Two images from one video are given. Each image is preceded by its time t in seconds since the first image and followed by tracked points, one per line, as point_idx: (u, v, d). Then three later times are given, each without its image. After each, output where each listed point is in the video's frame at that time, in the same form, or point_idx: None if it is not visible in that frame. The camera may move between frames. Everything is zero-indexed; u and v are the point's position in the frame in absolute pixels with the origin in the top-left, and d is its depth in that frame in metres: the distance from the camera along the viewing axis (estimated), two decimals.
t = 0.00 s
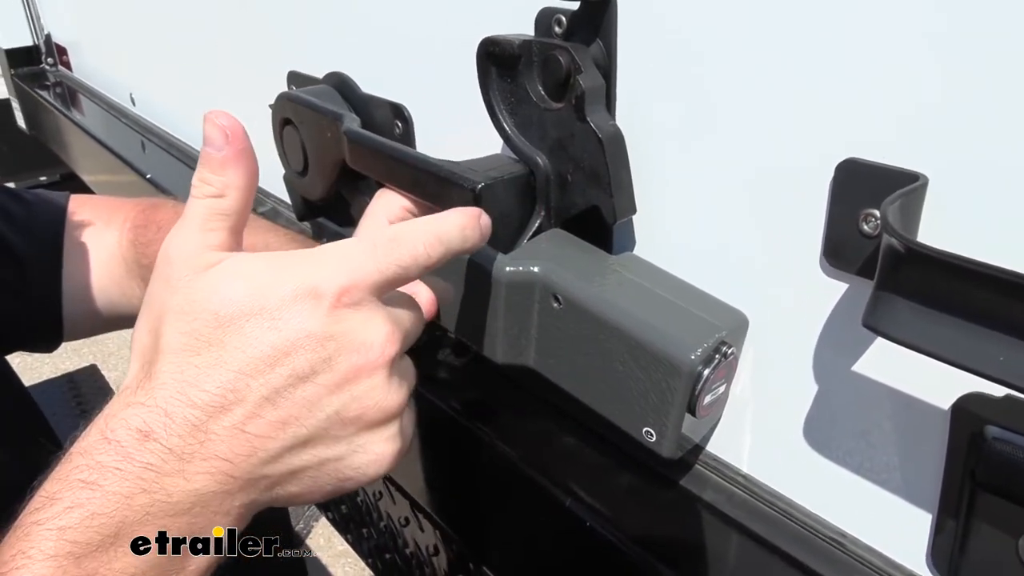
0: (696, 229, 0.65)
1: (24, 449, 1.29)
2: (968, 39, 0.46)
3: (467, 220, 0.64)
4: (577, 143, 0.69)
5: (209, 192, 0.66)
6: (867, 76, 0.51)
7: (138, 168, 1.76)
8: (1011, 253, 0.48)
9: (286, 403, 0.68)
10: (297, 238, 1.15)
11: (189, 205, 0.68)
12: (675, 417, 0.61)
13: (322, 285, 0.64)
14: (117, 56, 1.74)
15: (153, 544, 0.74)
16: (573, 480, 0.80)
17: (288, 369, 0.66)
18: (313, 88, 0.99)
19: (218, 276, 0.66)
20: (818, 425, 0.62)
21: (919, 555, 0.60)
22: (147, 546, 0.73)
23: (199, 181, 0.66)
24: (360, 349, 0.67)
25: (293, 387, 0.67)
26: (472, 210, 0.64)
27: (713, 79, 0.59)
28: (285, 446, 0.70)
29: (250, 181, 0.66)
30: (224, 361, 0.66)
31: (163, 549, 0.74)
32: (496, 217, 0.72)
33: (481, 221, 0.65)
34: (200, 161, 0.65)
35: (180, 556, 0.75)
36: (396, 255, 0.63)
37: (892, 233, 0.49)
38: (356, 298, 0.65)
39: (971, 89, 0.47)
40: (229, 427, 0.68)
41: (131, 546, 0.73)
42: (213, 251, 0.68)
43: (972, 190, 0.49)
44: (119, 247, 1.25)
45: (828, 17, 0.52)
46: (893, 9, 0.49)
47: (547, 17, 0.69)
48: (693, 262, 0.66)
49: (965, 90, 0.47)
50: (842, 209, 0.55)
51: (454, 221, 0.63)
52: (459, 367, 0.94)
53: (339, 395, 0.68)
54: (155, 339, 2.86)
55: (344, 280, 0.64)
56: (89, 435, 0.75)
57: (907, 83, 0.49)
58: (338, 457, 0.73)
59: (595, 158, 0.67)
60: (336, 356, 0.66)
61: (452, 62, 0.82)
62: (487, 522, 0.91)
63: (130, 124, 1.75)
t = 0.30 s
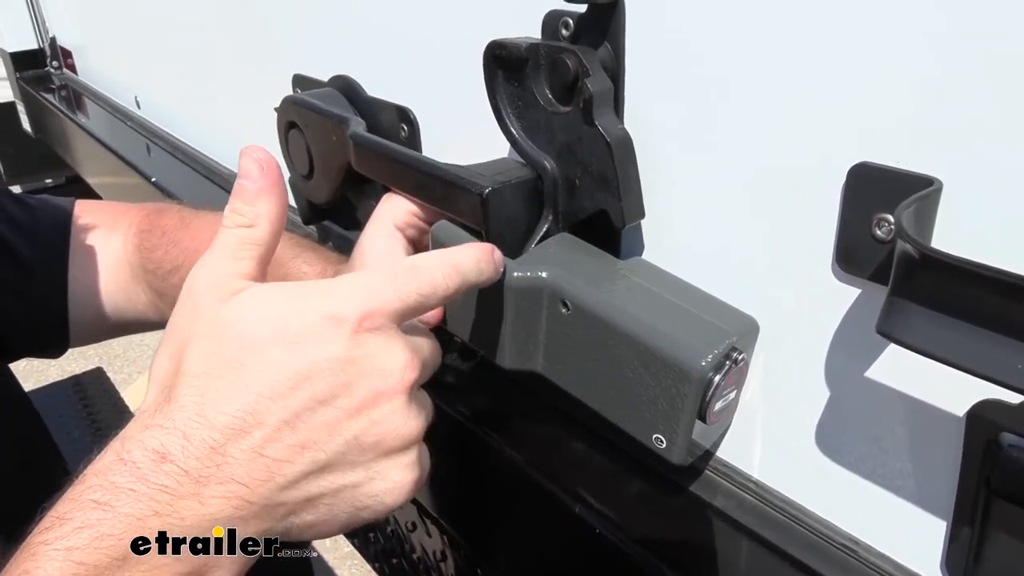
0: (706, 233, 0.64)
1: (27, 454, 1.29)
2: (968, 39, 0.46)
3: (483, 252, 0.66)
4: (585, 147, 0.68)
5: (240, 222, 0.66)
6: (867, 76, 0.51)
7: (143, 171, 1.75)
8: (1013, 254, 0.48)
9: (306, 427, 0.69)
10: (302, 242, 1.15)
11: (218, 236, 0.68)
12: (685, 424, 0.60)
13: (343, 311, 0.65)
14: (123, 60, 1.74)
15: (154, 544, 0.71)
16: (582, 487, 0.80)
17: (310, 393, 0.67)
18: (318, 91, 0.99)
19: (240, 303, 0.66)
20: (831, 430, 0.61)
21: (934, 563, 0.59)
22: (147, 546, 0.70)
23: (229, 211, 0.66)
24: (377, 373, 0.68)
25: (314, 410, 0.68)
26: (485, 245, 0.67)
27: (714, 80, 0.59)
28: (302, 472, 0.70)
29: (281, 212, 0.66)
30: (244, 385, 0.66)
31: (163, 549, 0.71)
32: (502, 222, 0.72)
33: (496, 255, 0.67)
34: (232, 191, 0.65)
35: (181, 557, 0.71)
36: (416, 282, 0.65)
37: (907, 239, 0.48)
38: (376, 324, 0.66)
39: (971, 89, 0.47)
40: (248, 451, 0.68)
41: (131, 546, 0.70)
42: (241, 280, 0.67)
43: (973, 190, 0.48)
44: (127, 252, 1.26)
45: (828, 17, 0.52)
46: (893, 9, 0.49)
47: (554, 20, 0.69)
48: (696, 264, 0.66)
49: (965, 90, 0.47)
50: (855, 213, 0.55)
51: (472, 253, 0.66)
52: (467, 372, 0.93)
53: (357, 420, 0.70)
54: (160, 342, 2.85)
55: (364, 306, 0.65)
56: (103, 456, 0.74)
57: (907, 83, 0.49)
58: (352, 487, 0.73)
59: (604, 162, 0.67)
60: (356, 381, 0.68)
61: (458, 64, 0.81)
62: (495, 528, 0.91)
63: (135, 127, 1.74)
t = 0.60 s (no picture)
0: (720, 240, 0.64)
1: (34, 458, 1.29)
2: (968, 40, 0.47)
3: (380, 68, 0.60)
4: (599, 154, 0.68)
5: (41, 73, 0.58)
6: (868, 77, 0.51)
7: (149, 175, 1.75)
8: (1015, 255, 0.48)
9: (164, 310, 0.64)
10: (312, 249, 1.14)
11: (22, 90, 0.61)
12: (699, 433, 0.60)
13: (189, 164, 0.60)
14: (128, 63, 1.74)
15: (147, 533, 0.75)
16: (588, 490, 0.80)
17: (162, 274, 0.62)
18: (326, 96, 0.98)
19: (67, 164, 0.60)
20: (847, 440, 0.60)
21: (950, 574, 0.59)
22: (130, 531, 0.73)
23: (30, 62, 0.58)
24: (243, 237, 0.63)
25: (173, 289, 0.63)
26: (394, 52, 0.62)
27: (714, 79, 0.60)
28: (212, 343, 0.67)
29: (91, 57, 0.59)
30: (84, 270, 0.62)
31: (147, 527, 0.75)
32: (515, 228, 0.72)
33: (405, 64, 0.62)
34: (28, 37, 0.58)
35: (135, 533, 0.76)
36: (279, 116, 0.60)
37: (927, 249, 0.48)
38: (225, 181, 0.61)
39: (971, 89, 0.47)
40: (104, 351, 0.65)
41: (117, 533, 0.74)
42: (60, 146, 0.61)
43: (975, 190, 0.49)
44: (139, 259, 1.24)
45: (828, 18, 0.52)
46: (893, 9, 0.49)
47: (567, 27, 0.69)
48: (710, 271, 0.65)
49: (966, 91, 0.47)
50: (872, 222, 0.54)
51: (365, 73, 0.60)
52: (474, 377, 0.92)
53: (233, 294, 0.65)
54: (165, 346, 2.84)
55: (211, 160, 0.60)
56: None
57: (907, 82, 0.49)
58: (261, 363, 0.70)
59: (617, 169, 0.66)
60: (218, 248, 0.63)
61: (467, 70, 0.81)
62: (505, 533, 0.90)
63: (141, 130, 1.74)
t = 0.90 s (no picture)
0: (724, 244, 0.64)
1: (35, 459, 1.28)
2: (968, 39, 0.47)
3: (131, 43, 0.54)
4: (604, 158, 0.68)
5: None
6: (876, 83, 0.51)
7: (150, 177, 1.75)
8: (1015, 254, 0.48)
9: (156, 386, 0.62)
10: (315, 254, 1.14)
11: None
12: (704, 438, 0.60)
13: (42, 250, 0.56)
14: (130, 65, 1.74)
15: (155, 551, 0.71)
16: (594, 495, 0.80)
17: (154, 360, 0.61)
18: (329, 99, 0.98)
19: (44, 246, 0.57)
20: (852, 444, 0.61)
21: None
22: (147, 546, 0.69)
23: None
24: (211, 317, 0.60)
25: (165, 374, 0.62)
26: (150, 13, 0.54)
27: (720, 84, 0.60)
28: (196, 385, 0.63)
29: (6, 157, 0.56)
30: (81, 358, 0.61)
31: (164, 550, 0.69)
32: (518, 232, 0.72)
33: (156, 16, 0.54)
34: None
35: (180, 557, 0.69)
36: (108, 151, 0.54)
37: (933, 254, 0.48)
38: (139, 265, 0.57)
39: (970, 90, 0.47)
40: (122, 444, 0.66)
41: (131, 546, 0.68)
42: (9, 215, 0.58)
43: (973, 190, 0.49)
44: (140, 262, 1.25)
45: (829, 18, 0.53)
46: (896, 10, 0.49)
47: (572, 30, 0.69)
48: (713, 275, 0.65)
49: (964, 91, 0.48)
50: (877, 227, 0.54)
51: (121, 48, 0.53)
52: (478, 382, 0.93)
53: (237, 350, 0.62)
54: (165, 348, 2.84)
55: (152, 256, 0.57)
56: None
57: (908, 83, 0.50)
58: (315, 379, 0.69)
59: (622, 173, 0.67)
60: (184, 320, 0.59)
61: (470, 73, 0.81)
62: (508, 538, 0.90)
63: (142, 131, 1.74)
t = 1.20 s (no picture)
0: (722, 249, 0.65)
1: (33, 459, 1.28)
2: (964, 47, 0.48)
3: (506, 245, 0.64)
4: (604, 164, 0.69)
5: (265, 249, 0.63)
6: (875, 92, 0.52)
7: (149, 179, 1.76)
8: (1011, 257, 0.49)
9: (345, 433, 0.70)
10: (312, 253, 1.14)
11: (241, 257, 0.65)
12: (701, 440, 0.61)
13: (278, 339, 0.65)
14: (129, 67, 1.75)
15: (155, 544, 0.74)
16: (594, 498, 0.80)
17: (346, 405, 0.68)
18: (330, 103, 0.99)
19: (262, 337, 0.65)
20: (848, 446, 0.61)
21: None
22: (149, 546, 0.73)
23: (254, 239, 0.62)
24: (410, 377, 0.69)
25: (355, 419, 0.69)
26: (509, 231, 0.64)
27: (722, 92, 0.60)
28: (270, 425, 0.68)
29: (306, 237, 0.63)
30: (291, 403, 0.68)
31: (163, 549, 0.72)
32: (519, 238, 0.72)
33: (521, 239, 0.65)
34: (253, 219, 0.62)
35: (181, 556, 0.72)
36: (430, 285, 0.64)
37: (928, 260, 0.49)
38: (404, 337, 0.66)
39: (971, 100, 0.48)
40: (279, 477, 0.71)
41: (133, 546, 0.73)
42: (271, 303, 0.65)
43: (969, 193, 0.50)
44: (139, 263, 1.26)
45: (827, 28, 0.54)
46: (897, 12, 0.50)
47: (572, 37, 0.70)
48: (712, 280, 0.66)
49: (959, 100, 0.49)
50: (874, 232, 0.55)
51: (494, 247, 0.63)
52: (477, 385, 0.93)
53: (391, 422, 0.71)
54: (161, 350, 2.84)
55: (392, 322, 0.65)
56: (175, 460, 0.73)
57: (906, 86, 0.51)
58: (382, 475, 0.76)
59: (622, 178, 0.67)
60: (390, 389, 0.68)
61: (472, 77, 0.82)
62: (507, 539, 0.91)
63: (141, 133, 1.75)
